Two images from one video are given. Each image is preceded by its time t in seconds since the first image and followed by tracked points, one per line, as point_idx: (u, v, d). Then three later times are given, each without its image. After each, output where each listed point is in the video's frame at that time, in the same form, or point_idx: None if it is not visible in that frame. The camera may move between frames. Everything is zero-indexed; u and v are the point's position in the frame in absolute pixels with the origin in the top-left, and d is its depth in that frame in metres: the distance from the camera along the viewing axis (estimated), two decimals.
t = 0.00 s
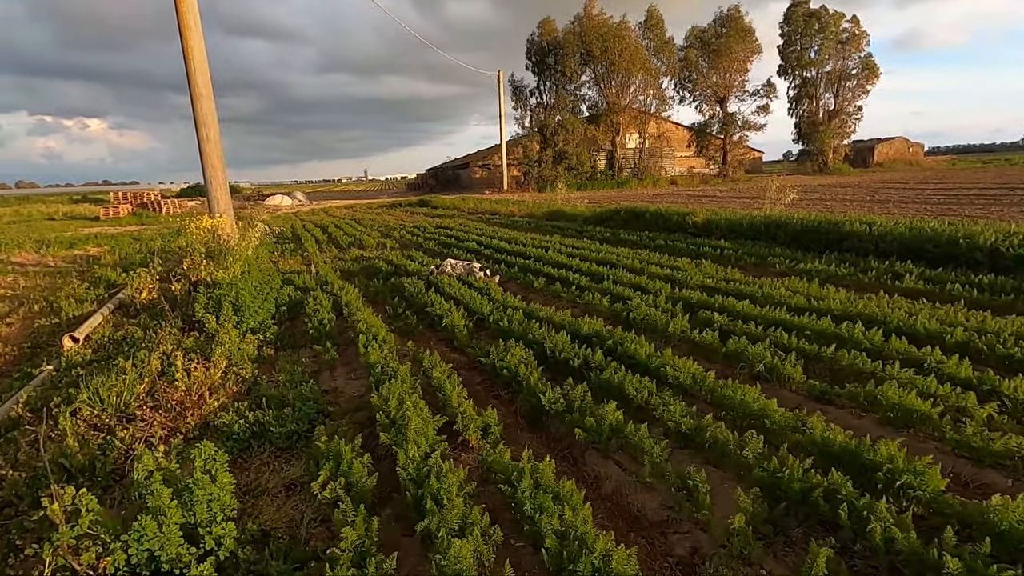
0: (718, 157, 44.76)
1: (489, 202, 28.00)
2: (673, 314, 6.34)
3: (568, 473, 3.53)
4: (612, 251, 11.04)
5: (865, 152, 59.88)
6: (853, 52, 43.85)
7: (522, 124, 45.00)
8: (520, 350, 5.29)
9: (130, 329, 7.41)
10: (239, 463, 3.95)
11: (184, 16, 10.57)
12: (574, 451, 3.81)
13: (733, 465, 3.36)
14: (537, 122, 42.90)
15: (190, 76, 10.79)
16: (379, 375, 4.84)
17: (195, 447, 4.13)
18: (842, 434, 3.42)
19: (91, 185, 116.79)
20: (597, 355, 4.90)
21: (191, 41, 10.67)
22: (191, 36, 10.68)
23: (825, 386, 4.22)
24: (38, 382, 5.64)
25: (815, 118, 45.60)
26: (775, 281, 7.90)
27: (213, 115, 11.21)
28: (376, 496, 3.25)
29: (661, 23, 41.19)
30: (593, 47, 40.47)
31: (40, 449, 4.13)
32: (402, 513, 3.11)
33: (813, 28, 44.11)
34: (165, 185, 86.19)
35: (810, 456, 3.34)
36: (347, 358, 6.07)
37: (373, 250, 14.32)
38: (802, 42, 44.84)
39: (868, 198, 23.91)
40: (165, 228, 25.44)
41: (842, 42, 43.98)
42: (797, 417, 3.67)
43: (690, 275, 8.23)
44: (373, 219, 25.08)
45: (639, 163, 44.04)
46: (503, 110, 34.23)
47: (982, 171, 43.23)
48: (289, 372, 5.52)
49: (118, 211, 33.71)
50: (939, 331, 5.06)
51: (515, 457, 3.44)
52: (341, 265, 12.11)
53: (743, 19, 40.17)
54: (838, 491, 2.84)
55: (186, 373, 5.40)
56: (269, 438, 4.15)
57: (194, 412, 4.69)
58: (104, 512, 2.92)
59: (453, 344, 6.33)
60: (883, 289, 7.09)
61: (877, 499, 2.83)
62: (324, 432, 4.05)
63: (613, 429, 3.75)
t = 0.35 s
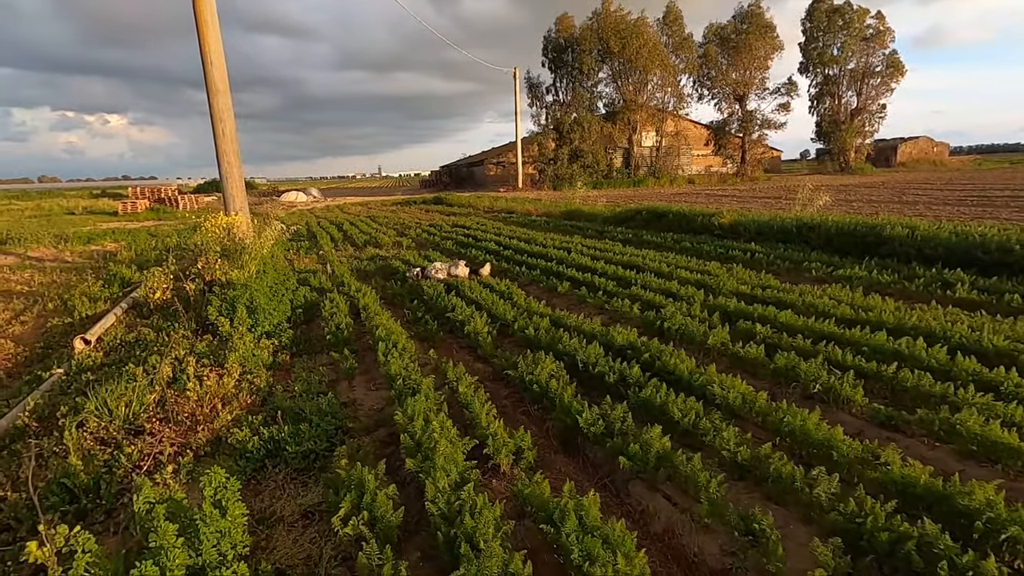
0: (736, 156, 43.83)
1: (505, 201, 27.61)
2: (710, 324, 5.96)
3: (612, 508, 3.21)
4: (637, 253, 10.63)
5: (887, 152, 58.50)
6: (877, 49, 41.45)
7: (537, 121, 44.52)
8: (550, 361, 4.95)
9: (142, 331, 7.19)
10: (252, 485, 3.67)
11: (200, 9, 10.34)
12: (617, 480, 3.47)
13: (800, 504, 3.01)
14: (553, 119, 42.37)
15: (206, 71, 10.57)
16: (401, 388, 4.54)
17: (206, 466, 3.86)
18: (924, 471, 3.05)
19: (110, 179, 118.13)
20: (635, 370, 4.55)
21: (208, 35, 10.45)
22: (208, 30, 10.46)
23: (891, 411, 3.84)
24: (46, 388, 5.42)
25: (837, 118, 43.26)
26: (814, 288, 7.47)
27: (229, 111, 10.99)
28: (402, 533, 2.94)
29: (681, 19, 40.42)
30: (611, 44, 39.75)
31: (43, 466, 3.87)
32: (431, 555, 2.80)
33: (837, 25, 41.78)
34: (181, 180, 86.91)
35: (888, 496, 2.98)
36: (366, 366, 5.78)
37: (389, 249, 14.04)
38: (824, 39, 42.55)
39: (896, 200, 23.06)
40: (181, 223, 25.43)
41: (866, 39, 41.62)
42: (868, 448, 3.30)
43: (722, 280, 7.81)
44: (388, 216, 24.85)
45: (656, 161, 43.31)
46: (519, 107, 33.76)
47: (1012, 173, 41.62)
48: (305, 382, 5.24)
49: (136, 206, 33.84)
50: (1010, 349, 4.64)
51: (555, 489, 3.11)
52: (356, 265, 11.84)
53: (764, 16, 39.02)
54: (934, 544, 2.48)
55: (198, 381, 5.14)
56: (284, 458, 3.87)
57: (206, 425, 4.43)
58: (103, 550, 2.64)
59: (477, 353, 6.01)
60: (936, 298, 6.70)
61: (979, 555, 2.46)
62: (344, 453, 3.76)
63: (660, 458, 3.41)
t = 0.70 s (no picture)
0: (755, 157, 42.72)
1: (521, 200, 27.18)
2: (756, 335, 5.55)
3: (671, 549, 2.87)
4: (664, 256, 10.21)
5: (912, 153, 57.08)
6: (904, 47, 38.30)
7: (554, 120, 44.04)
8: (588, 374, 4.59)
9: (156, 332, 6.96)
10: (271, 509, 3.38)
11: (220, 3, 10.11)
12: (673, 515, 3.12)
13: (891, 552, 2.64)
14: (570, 118, 41.84)
15: (225, 66, 10.35)
16: (429, 403, 4.22)
17: (220, 485, 3.58)
18: None
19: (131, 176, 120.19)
20: (682, 387, 4.18)
21: (227, 29, 10.23)
22: (228, 24, 10.23)
23: (977, 439, 3.44)
24: (56, 392, 5.19)
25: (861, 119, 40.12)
26: (860, 296, 7.00)
27: (248, 106, 10.77)
28: None
29: (701, 17, 39.32)
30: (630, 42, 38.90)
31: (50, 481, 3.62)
32: None
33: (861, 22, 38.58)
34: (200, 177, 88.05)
35: (995, 546, 2.61)
36: (388, 375, 5.47)
37: (406, 249, 13.75)
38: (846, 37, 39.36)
39: (928, 203, 22.12)
40: (198, 221, 25.40)
41: (892, 37, 38.28)
42: (966, 488, 2.90)
43: (760, 287, 7.38)
44: (405, 215, 24.61)
45: (674, 162, 42.62)
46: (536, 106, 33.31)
47: None
48: (325, 392, 4.94)
49: (154, 203, 34.03)
50: None
51: (608, 529, 2.76)
52: (374, 265, 11.57)
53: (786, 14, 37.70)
54: None
55: (213, 389, 4.87)
56: (304, 479, 3.57)
57: (221, 438, 4.15)
58: None
59: (505, 362, 5.67)
60: (998, 310, 6.21)
61: None
62: (370, 477, 3.45)
63: (723, 491, 3.05)
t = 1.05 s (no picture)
0: (777, 159, 41.67)
1: (540, 201, 26.87)
2: (799, 350, 5.23)
3: None
4: (692, 262, 9.88)
5: (942, 156, 55.44)
6: (934, 47, 36.75)
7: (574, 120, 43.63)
8: (623, 390, 4.33)
9: (176, 332, 6.84)
10: (290, 531, 3.18)
11: None
12: (725, 553, 2.86)
13: None
14: (590, 118, 41.38)
15: (249, 62, 10.26)
16: (456, 417, 4.00)
17: (238, 502, 3.40)
18: None
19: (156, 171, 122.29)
20: (727, 407, 3.90)
21: (251, 26, 10.13)
22: (252, 20, 10.14)
23: None
24: (73, 393, 5.06)
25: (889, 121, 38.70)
26: (906, 308, 6.61)
27: (271, 103, 10.67)
28: None
29: (726, 16, 38.30)
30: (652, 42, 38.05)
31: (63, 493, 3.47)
32: None
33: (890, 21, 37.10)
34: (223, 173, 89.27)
35: None
36: (411, 384, 5.27)
37: (426, 249, 13.59)
38: (875, 38, 37.97)
39: (963, 208, 21.24)
40: (219, 217, 25.57)
41: (922, 37, 36.62)
42: None
43: (798, 296, 7.02)
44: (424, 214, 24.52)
45: (695, 163, 41.93)
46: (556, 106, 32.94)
47: None
48: (346, 401, 4.75)
49: (177, 199, 34.42)
50: None
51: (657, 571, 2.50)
52: (394, 265, 11.41)
53: (814, 13, 36.69)
54: None
55: (232, 396, 4.70)
56: (325, 499, 3.37)
57: (239, 450, 3.97)
58: None
59: (532, 372, 5.43)
60: None
61: None
62: (395, 499, 3.24)
63: (782, 529, 2.78)
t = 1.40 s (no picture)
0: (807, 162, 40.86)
1: (563, 202, 26.62)
2: (836, 362, 4.99)
3: None
4: (720, 267, 9.61)
5: (982, 162, 53.59)
6: (975, 48, 35.32)
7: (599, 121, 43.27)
8: (651, 399, 4.15)
9: (199, 329, 6.87)
10: (306, 538, 3.10)
11: None
12: None
13: None
14: (615, 119, 40.98)
15: (276, 60, 10.31)
16: (477, 424, 3.87)
17: (254, 505, 3.33)
18: None
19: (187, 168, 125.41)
20: (762, 422, 3.70)
21: (278, 24, 10.18)
22: (280, 18, 10.18)
23: None
24: (97, 387, 5.08)
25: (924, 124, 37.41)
26: (950, 320, 6.28)
27: (298, 101, 10.72)
28: None
29: (756, 17, 37.46)
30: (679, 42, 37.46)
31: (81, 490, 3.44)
32: None
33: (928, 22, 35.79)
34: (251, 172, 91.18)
35: None
36: (431, 387, 5.17)
37: (449, 249, 13.54)
38: (911, 39, 36.75)
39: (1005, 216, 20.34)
40: (246, 215, 25.92)
41: (962, 38, 35.18)
42: None
43: (833, 305, 6.74)
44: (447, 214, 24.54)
45: (722, 165, 41.21)
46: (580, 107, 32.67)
47: None
48: (366, 403, 4.67)
49: (206, 195, 35.09)
50: None
51: None
52: (416, 265, 11.35)
53: (848, 13, 35.59)
54: None
55: (252, 395, 4.66)
56: (342, 505, 3.28)
57: (258, 451, 3.92)
58: None
59: (555, 378, 5.29)
60: None
61: None
62: (414, 510, 3.13)
63: (825, 558, 2.59)
